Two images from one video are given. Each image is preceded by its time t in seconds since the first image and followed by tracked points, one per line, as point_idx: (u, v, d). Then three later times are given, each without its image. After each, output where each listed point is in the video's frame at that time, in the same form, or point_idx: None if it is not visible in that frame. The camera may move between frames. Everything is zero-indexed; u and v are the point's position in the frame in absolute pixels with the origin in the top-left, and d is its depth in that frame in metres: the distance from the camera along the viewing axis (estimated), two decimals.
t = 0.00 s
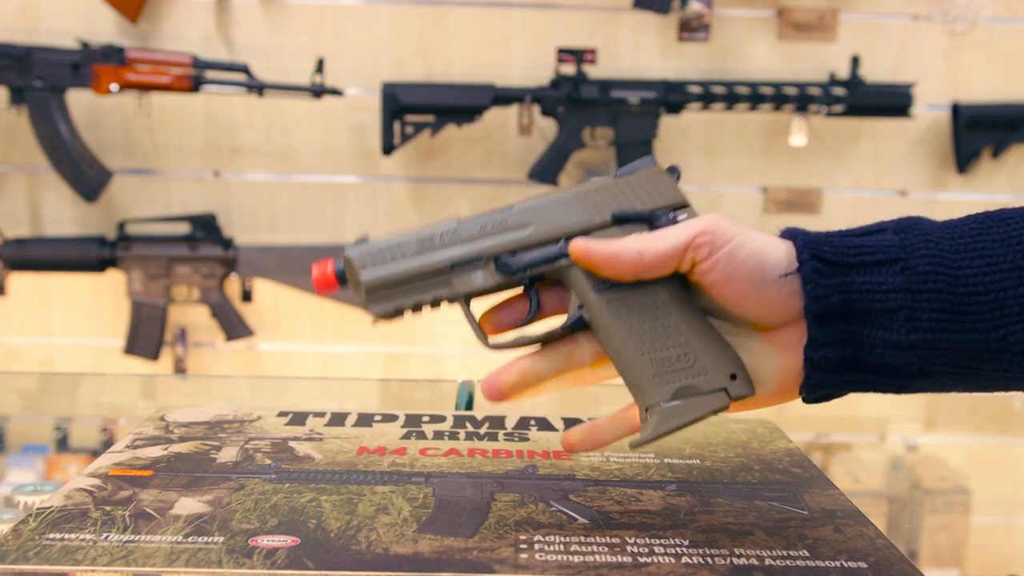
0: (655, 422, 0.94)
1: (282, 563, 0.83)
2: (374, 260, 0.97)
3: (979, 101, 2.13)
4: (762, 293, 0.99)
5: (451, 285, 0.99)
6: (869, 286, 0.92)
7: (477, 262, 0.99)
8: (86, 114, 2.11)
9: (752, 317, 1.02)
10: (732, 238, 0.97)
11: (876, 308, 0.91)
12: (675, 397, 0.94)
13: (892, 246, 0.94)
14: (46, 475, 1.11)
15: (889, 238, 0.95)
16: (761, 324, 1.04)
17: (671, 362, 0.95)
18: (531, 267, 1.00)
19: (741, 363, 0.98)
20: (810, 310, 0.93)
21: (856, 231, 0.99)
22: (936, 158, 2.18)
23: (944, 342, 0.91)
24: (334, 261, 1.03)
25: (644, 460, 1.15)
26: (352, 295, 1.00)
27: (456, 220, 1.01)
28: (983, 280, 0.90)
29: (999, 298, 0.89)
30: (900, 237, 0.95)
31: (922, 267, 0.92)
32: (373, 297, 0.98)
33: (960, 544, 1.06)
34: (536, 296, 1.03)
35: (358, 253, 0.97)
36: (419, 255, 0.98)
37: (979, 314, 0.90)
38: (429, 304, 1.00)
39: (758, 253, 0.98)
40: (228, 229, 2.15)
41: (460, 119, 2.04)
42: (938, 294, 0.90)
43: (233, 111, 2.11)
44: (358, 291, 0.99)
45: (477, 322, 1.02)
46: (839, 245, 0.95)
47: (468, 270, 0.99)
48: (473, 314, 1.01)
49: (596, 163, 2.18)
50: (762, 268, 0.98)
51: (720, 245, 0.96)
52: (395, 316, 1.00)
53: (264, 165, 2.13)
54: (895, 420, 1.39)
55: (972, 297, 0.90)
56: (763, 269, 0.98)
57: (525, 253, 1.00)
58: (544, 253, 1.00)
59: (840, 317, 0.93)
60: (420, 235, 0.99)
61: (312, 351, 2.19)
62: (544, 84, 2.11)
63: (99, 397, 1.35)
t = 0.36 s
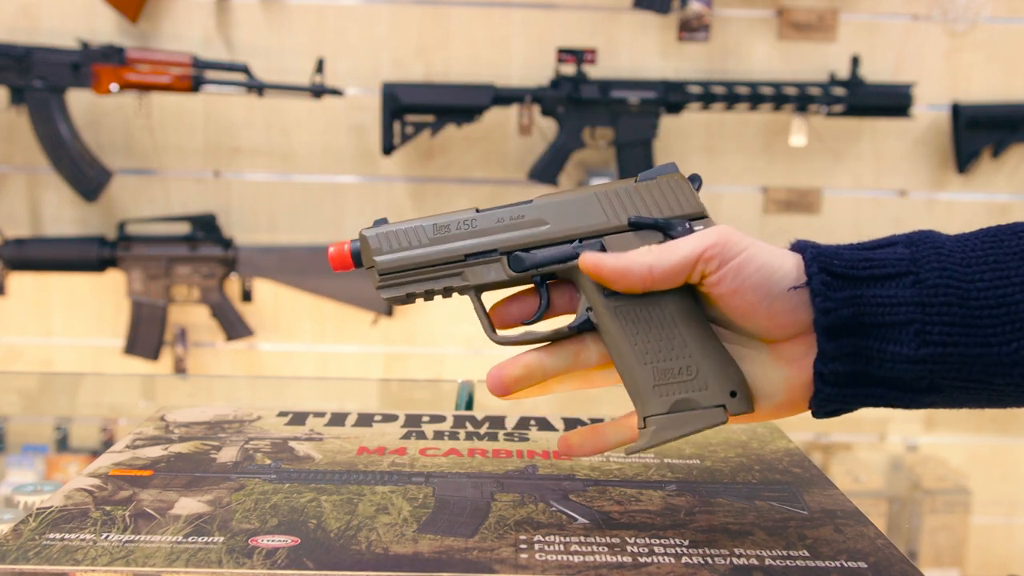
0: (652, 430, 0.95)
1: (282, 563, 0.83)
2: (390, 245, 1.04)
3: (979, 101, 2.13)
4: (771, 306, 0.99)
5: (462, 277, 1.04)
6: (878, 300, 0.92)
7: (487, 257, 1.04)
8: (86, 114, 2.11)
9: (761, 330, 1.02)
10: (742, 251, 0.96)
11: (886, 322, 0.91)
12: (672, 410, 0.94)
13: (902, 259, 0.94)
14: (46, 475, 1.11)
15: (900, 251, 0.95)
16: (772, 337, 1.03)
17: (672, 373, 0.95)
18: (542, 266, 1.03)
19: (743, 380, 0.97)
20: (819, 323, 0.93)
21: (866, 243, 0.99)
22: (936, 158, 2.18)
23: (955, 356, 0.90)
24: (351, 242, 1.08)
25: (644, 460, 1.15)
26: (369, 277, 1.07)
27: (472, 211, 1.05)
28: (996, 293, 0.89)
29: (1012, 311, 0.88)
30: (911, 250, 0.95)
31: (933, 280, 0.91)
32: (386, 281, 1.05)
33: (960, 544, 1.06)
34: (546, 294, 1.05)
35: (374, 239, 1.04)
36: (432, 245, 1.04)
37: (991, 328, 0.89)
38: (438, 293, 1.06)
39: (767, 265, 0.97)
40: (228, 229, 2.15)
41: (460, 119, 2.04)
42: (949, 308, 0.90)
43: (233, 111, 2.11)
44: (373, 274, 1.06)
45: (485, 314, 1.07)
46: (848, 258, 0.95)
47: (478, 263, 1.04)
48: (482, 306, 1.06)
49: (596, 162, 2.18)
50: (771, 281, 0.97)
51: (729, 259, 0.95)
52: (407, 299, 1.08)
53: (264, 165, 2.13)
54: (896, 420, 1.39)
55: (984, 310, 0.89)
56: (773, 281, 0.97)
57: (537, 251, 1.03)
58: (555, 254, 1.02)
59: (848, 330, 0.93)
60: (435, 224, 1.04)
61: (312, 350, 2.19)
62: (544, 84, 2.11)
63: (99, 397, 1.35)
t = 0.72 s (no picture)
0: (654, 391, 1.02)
1: (282, 563, 0.83)
2: (404, 177, 1.05)
3: (979, 101, 2.13)
4: (776, 279, 0.98)
5: (474, 219, 1.06)
6: (891, 273, 0.92)
7: (500, 202, 1.05)
8: (86, 114, 2.11)
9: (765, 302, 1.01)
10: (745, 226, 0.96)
11: (899, 295, 0.92)
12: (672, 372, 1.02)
13: (917, 232, 0.94)
14: (46, 474, 1.11)
15: (915, 223, 0.95)
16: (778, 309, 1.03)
17: (675, 339, 1.02)
18: (556, 218, 1.04)
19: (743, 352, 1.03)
20: (829, 296, 0.92)
21: (879, 213, 0.98)
22: (936, 158, 2.18)
23: (965, 331, 0.92)
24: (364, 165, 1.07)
25: (644, 460, 1.15)
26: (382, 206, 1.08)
27: (491, 150, 1.05)
28: (1010, 269, 0.91)
29: None
30: (926, 221, 0.95)
31: (946, 254, 0.92)
32: (398, 214, 1.07)
33: (960, 544, 1.06)
34: (557, 241, 1.07)
35: (389, 170, 1.05)
36: (446, 183, 1.04)
37: (1003, 304, 0.91)
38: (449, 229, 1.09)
39: (773, 240, 0.96)
40: (228, 229, 2.15)
41: (460, 120, 2.04)
42: (962, 284, 0.91)
43: (233, 111, 2.11)
44: (385, 204, 1.07)
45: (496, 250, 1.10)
46: (861, 231, 0.94)
47: (491, 207, 1.05)
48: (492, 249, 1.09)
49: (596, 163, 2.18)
50: (776, 255, 0.96)
51: (731, 230, 0.95)
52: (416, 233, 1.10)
53: (264, 165, 2.13)
54: (895, 420, 1.37)
55: (997, 287, 0.91)
56: (778, 256, 0.96)
57: (553, 202, 1.04)
58: (568, 206, 1.03)
59: (859, 303, 0.93)
60: (452, 160, 1.04)
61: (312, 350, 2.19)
62: (544, 84, 2.11)
63: (99, 397, 1.35)
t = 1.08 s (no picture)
0: (658, 414, 1.02)
1: (282, 562, 0.83)
2: (392, 249, 1.12)
3: (979, 101, 2.13)
4: (742, 299, 0.97)
5: (464, 273, 1.10)
6: (855, 291, 0.91)
7: (485, 255, 1.09)
8: (86, 114, 2.11)
9: (732, 327, 0.99)
10: (702, 235, 0.96)
11: (865, 313, 0.91)
12: (677, 391, 1.00)
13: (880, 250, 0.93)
14: (46, 475, 1.11)
15: (880, 242, 0.95)
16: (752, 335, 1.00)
17: (671, 356, 1.01)
18: (539, 259, 1.06)
19: (742, 357, 0.99)
20: (797, 316, 0.93)
21: (848, 234, 0.99)
22: (936, 158, 2.18)
23: (936, 346, 0.89)
24: (354, 247, 1.16)
25: (644, 460, 1.15)
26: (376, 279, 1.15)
27: (470, 209, 1.10)
28: (978, 282, 0.88)
29: (993, 302, 0.87)
30: (891, 240, 0.95)
31: (911, 270, 0.91)
32: (393, 284, 1.14)
33: (960, 544, 1.06)
34: (547, 284, 1.08)
35: (378, 244, 1.12)
36: (432, 246, 1.10)
37: (973, 318, 0.88)
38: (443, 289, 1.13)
39: (731, 250, 0.96)
40: (228, 229, 2.15)
41: (460, 119, 2.04)
42: (928, 300, 0.89)
43: (233, 111, 2.11)
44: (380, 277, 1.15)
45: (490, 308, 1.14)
46: (826, 250, 0.95)
47: (478, 261, 1.10)
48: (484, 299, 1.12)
49: (596, 163, 2.18)
50: (735, 266, 0.96)
51: (692, 245, 0.96)
52: (414, 298, 1.16)
53: (264, 165, 2.13)
54: (896, 420, 1.42)
55: (965, 300, 0.88)
56: (738, 270, 0.96)
57: (533, 244, 1.07)
58: (549, 247, 1.06)
59: (825, 322, 0.93)
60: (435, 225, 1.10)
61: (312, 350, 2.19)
62: (544, 84, 2.11)
63: (100, 398, 1.35)
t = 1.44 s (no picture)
0: (652, 382, 0.97)
1: (282, 563, 0.83)
2: (382, 227, 1.07)
3: (979, 101, 2.13)
4: (738, 264, 1.01)
5: (457, 247, 1.06)
6: (855, 266, 0.92)
7: (479, 229, 1.06)
8: (86, 114, 2.11)
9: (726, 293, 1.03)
10: (700, 198, 1.00)
11: (864, 288, 0.91)
12: (671, 357, 0.96)
13: (880, 227, 0.94)
14: (46, 474, 1.11)
15: (880, 221, 0.96)
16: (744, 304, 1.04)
17: (666, 323, 0.97)
18: (535, 228, 1.05)
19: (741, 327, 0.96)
20: (793, 287, 0.93)
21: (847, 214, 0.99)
22: (936, 158, 2.18)
23: (935, 323, 0.89)
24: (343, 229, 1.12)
25: (644, 460, 1.15)
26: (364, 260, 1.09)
27: (463, 190, 1.10)
28: (977, 265, 0.90)
29: (992, 283, 0.89)
30: (891, 220, 0.95)
31: (911, 249, 0.91)
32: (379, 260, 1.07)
33: (960, 544, 1.06)
34: (538, 264, 1.06)
35: (370, 220, 1.07)
36: (426, 221, 1.07)
37: (971, 299, 0.89)
38: (432, 268, 1.08)
39: (726, 216, 1.00)
40: (228, 229, 2.15)
41: (460, 119, 2.04)
42: (927, 276, 0.90)
43: (233, 111, 2.11)
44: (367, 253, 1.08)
45: (480, 285, 1.07)
46: (826, 227, 0.95)
47: (471, 235, 1.07)
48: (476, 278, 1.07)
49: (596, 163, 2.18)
50: (732, 229, 1.00)
51: (691, 208, 0.99)
52: (401, 278, 1.09)
53: (264, 165, 2.13)
54: (895, 420, 1.41)
55: (965, 281, 0.89)
56: (735, 236, 1.00)
57: (529, 216, 1.06)
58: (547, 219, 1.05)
59: (823, 296, 0.93)
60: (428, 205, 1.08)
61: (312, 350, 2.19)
62: (544, 84, 2.11)
63: (100, 397, 1.35)
